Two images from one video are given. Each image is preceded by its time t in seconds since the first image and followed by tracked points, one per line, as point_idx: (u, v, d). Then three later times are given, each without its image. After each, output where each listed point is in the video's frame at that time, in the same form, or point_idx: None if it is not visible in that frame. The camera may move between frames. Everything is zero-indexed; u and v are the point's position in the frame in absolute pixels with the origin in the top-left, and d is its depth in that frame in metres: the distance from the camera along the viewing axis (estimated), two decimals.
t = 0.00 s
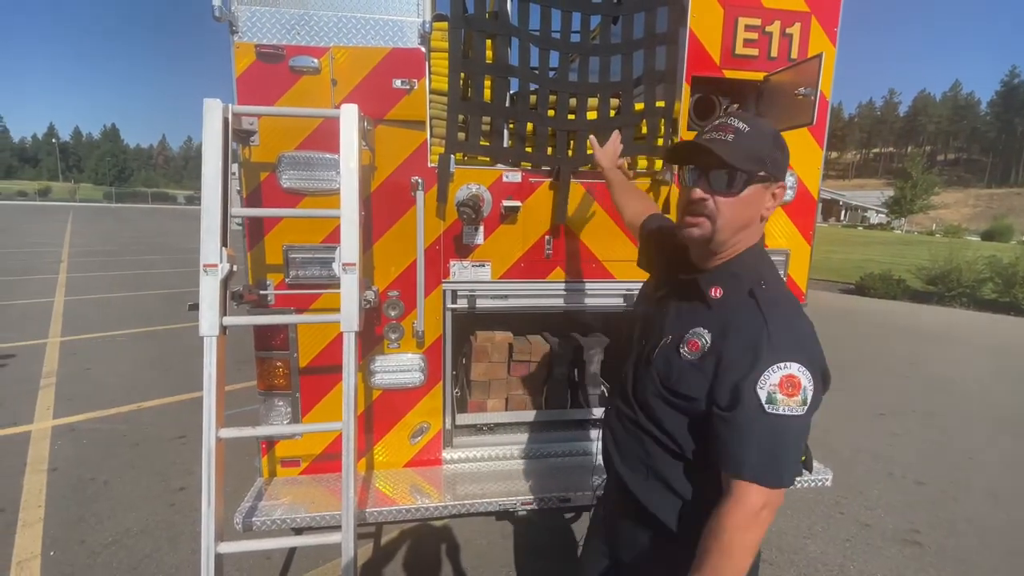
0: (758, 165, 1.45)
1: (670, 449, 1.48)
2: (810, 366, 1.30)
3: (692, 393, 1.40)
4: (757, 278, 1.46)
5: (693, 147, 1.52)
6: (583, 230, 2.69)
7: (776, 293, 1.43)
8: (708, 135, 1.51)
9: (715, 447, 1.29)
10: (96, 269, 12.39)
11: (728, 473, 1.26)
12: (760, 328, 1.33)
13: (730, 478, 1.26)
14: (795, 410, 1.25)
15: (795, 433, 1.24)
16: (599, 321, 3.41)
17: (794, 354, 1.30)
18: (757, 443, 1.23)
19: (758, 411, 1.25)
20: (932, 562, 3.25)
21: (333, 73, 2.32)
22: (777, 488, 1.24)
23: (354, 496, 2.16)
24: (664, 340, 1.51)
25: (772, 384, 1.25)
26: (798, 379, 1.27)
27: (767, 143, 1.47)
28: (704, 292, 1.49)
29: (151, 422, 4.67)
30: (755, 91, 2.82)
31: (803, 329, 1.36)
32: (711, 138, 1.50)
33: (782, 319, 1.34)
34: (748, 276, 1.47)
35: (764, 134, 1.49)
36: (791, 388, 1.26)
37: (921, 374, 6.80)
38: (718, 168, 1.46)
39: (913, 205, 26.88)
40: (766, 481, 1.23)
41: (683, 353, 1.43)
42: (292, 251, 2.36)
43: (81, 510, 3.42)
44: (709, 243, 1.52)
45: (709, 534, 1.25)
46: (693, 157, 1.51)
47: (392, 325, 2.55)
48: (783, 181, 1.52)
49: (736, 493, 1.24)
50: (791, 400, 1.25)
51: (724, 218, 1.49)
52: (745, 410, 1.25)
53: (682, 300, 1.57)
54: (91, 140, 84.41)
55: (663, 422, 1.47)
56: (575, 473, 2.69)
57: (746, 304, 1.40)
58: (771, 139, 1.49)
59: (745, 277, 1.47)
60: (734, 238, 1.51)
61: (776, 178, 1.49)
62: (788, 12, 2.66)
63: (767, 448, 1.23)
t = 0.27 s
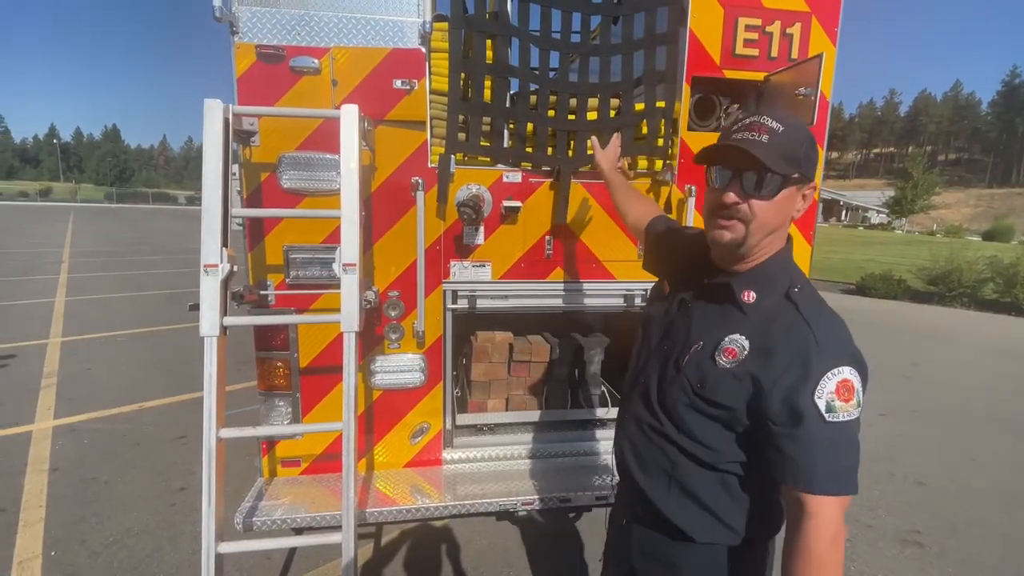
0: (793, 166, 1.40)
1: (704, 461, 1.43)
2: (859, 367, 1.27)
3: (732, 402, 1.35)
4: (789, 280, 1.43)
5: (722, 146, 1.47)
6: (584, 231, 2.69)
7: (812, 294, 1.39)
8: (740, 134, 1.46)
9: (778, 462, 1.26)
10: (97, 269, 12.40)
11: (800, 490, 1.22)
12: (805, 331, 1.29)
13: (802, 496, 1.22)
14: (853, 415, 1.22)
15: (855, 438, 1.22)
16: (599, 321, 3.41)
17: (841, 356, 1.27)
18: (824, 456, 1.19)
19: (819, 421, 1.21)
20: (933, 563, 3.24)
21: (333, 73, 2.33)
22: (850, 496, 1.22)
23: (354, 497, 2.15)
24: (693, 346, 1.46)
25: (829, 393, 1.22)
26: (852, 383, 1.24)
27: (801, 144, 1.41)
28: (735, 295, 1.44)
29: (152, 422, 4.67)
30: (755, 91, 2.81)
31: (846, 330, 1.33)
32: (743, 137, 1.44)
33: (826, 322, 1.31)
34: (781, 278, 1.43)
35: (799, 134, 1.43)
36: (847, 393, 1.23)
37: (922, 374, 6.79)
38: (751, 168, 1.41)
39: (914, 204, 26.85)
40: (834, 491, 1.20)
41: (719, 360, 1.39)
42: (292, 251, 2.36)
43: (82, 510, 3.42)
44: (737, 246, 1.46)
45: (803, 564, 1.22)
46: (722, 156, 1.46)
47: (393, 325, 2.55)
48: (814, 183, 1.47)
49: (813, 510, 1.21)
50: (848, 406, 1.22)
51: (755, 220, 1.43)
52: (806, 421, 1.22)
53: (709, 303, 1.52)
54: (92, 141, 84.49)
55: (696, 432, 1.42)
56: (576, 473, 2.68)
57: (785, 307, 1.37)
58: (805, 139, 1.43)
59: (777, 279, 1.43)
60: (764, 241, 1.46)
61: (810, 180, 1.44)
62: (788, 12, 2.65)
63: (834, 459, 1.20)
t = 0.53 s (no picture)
0: (810, 168, 1.38)
1: (720, 465, 1.42)
2: (874, 372, 1.26)
3: (749, 407, 1.35)
4: (805, 282, 1.43)
5: (741, 146, 1.46)
6: (584, 231, 2.69)
7: (827, 297, 1.40)
8: (759, 134, 1.45)
9: (783, 461, 1.25)
10: (97, 269, 12.41)
11: (802, 489, 1.21)
12: (821, 334, 1.29)
13: (803, 493, 1.22)
14: (863, 419, 1.22)
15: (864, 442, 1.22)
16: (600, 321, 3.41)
17: (859, 362, 1.26)
18: (836, 460, 1.19)
19: (829, 423, 1.20)
20: (934, 564, 3.24)
21: (333, 74, 2.33)
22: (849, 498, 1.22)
23: (354, 497, 2.15)
24: (708, 350, 1.46)
25: (842, 396, 1.21)
26: (865, 387, 1.23)
27: (820, 147, 1.40)
28: (750, 296, 1.44)
29: (152, 422, 4.67)
30: (756, 91, 2.84)
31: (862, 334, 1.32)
32: (761, 138, 1.43)
33: (842, 324, 1.31)
34: (796, 281, 1.44)
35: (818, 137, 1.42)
36: (860, 397, 1.22)
37: (923, 374, 6.79)
38: (768, 169, 1.40)
39: (914, 204, 26.84)
40: (840, 493, 1.20)
41: (736, 364, 1.39)
42: (292, 252, 2.36)
43: (83, 510, 3.43)
44: (751, 247, 1.45)
45: (797, 561, 1.21)
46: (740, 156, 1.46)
47: (393, 325, 2.55)
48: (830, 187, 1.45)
49: (813, 508, 1.21)
50: (859, 410, 1.22)
51: (771, 222, 1.42)
52: (817, 424, 1.21)
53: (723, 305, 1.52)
54: (92, 141, 84.53)
55: (712, 436, 1.42)
56: (578, 474, 2.67)
57: (802, 310, 1.37)
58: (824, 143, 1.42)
59: (793, 282, 1.43)
60: (778, 244, 1.45)
61: (827, 185, 1.42)
62: (789, 12, 2.65)
63: (844, 462, 1.19)
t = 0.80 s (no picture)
0: (819, 172, 1.38)
1: (725, 466, 1.42)
2: (877, 376, 1.26)
3: (752, 408, 1.34)
4: (813, 284, 1.43)
5: (751, 150, 1.46)
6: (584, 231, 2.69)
7: (835, 299, 1.39)
8: (768, 138, 1.45)
9: (778, 460, 1.25)
10: (97, 269, 12.41)
11: (795, 487, 1.22)
12: (826, 335, 1.30)
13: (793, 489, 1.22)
14: (865, 423, 1.22)
15: (864, 445, 1.22)
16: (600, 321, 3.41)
17: (864, 364, 1.26)
18: (834, 462, 1.19)
19: (829, 424, 1.21)
20: (934, 564, 3.24)
21: (334, 74, 2.33)
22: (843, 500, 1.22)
23: (354, 497, 2.15)
24: (715, 351, 1.46)
25: (842, 399, 1.22)
26: (867, 392, 1.23)
27: (832, 150, 1.39)
28: (758, 299, 1.45)
29: (152, 422, 4.68)
30: (756, 92, 2.85)
31: (869, 337, 1.32)
32: (771, 142, 1.43)
33: (847, 326, 1.31)
34: (803, 283, 1.43)
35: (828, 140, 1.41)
36: (862, 401, 1.22)
37: (923, 374, 6.79)
38: (778, 172, 1.40)
39: (914, 205, 26.83)
40: (835, 494, 1.20)
41: (741, 365, 1.39)
42: (292, 252, 2.37)
43: (83, 510, 3.43)
44: (760, 251, 1.45)
45: (775, 553, 1.21)
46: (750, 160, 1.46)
47: (393, 325, 2.55)
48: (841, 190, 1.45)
49: (804, 504, 1.21)
50: (860, 413, 1.22)
51: (780, 226, 1.42)
52: (815, 425, 1.21)
53: (730, 306, 1.53)
54: (93, 141, 84.56)
55: (716, 437, 1.42)
56: (579, 474, 2.67)
57: (808, 312, 1.37)
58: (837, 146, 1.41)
59: (801, 283, 1.43)
60: (788, 247, 1.45)
61: (837, 188, 1.42)
62: (788, 13, 2.65)
63: (841, 463, 1.19)
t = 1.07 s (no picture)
0: (815, 173, 1.37)
1: (721, 465, 1.43)
2: (873, 378, 1.26)
3: (747, 409, 1.35)
4: (811, 286, 1.43)
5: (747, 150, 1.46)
6: (584, 232, 2.70)
7: (833, 302, 1.39)
8: (765, 139, 1.45)
9: (776, 463, 1.26)
10: (98, 270, 12.42)
11: (795, 491, 1.22)
12: (821, 337, 1.30)
13: (795, 494, 1.22)
14: (859, 425, 1.22)
15: (860, 447, 1.22)
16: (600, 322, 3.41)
17: (857, 367, 1.26)
18: (827, 463, 1.19)
19: (824, 426, 1.21)
20: (934, 565, 3.24)
21: (334, 75, 2.34)
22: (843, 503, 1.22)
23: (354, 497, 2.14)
24: (712, 351, 1.47)
25: (837, 401, 1.22)
26: (863, 394, 1.23)
27: (828, 149, 1.38)
28: (755, 300, 1.45)
29: (153, 422, 4.68)
30: (756, 92, 2.86)
31: (865, 340, 1.32)
32: (766, 143, 1.43)
33: (843, 328, 1.32)
34: (802, 285, 1.43)
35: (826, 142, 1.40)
36: (857, 403, 1.22)
37: (923, 375, 6.79)
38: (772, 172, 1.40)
39: (915, 205, 26.82)
40: (831, 496, 1.20)
41: (736, 365, 1.40)
42: (293, 252, 2.37)
43: (84, 510, 3.43)
44: (756, 251, 1.46)
45: (786, 563, 1.21)
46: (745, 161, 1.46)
47: (393, 326, 2.56)
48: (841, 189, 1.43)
49: (805, 509, 1.21)
50: (855, 415, 1.22)
51: (775, 226, 1.42)
52: (809, 426, 1.21)
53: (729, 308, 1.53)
54: (93, 142, 84.62)
55: (712, 436, 1.42)
56: (579, 475, 2.67)
57: (804, 314, 1.37)
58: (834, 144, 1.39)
59: (799, 286, 1.43)
60: (784, 248, 1.44)
61: (837, 190, 1.40)
62: (788, 13, 2.65)
63: (835, 465, 1.19)
